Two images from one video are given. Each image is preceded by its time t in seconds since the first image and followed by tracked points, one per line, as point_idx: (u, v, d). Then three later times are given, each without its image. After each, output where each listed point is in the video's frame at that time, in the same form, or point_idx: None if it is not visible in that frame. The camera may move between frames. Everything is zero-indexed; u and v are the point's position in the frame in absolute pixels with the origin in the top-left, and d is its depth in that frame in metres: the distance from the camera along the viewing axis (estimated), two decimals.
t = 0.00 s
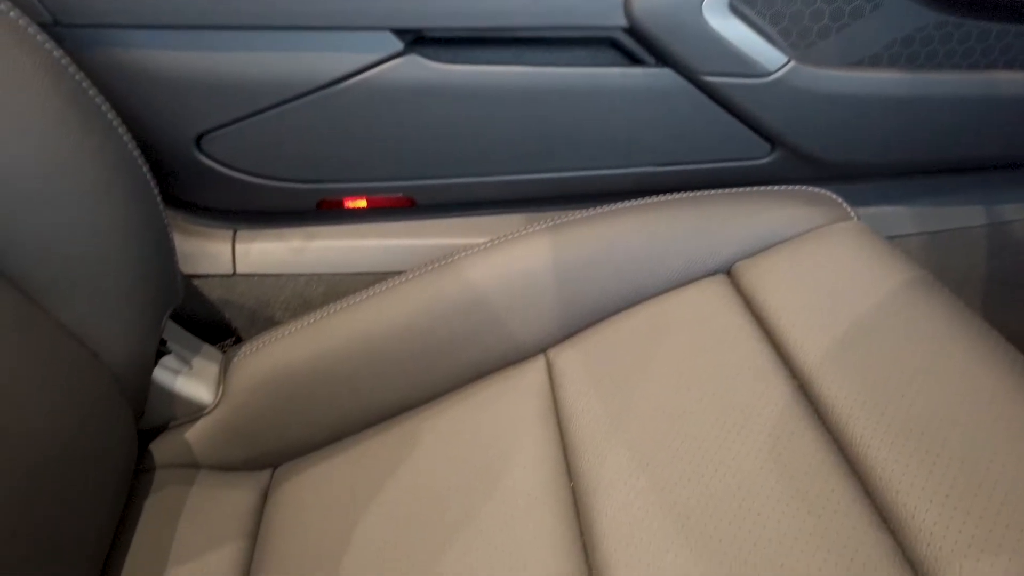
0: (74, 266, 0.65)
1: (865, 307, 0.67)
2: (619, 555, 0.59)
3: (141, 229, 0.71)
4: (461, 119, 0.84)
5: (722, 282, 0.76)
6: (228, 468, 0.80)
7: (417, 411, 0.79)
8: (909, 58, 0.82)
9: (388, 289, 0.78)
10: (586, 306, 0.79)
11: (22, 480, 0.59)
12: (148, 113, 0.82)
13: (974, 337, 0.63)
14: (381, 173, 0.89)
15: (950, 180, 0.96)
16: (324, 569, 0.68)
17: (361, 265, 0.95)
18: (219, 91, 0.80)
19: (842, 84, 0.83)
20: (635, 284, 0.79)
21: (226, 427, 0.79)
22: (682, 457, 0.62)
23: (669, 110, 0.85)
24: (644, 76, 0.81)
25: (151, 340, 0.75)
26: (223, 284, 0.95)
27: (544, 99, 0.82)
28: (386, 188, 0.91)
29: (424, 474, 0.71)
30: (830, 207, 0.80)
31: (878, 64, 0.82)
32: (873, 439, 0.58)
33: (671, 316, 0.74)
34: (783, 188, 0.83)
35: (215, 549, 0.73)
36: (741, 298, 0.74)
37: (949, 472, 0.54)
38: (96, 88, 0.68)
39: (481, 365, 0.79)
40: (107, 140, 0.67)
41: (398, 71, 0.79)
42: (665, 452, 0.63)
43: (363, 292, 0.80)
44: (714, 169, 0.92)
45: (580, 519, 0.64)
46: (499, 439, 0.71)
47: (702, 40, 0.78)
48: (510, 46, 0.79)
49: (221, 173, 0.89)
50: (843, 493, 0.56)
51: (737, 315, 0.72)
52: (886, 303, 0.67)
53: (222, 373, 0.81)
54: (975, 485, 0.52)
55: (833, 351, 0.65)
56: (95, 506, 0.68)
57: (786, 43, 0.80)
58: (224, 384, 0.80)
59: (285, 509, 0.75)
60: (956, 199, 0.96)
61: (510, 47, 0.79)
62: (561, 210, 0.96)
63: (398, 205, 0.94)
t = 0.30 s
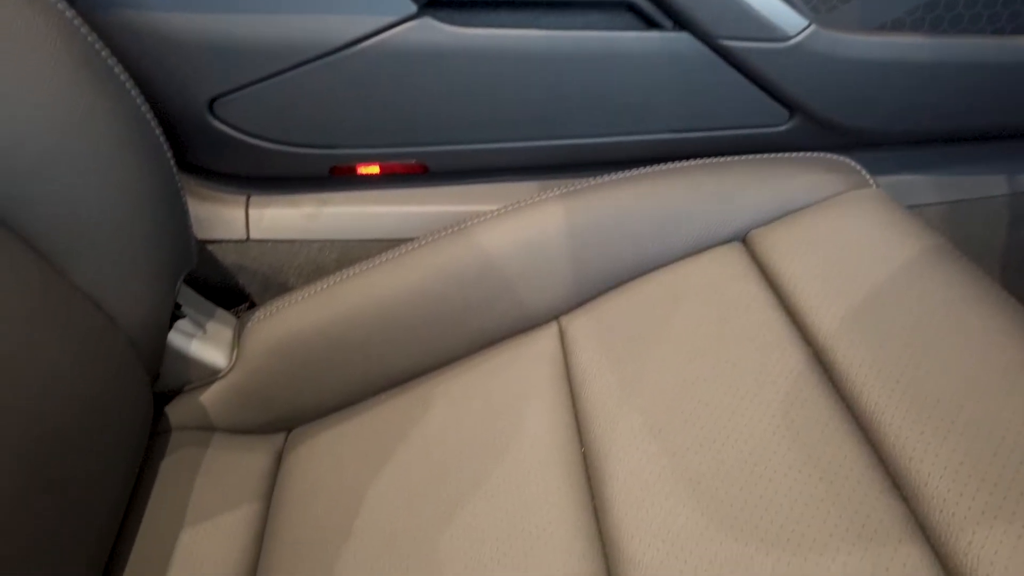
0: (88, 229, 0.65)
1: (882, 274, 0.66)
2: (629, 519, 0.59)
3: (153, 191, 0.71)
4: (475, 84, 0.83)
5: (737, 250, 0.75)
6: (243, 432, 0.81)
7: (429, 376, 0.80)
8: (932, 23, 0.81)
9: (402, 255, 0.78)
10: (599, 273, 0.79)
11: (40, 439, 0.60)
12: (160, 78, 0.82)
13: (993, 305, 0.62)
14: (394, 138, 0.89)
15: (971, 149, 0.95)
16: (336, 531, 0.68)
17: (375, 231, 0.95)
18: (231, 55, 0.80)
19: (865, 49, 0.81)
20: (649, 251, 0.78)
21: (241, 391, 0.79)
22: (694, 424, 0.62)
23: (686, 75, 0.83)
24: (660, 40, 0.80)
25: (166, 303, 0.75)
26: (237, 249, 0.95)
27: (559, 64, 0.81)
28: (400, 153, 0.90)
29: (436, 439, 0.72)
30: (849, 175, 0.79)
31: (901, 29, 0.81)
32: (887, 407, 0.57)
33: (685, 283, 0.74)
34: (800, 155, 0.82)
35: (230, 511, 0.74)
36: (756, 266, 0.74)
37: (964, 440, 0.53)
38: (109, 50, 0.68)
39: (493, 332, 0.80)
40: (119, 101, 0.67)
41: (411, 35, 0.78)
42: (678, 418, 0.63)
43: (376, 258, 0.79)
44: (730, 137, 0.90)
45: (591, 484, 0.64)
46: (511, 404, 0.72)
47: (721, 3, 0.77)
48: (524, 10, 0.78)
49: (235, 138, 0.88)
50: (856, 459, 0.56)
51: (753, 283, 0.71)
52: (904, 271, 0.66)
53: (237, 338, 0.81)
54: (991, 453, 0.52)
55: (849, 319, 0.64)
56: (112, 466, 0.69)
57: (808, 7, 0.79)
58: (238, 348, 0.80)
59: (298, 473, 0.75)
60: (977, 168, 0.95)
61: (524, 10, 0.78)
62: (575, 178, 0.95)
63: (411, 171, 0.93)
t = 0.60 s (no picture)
0: (101, 186, 0.65)
1: (902, 235, 0.65)
2: (640, 478, 0.59)
3: (166, 150, 0.70)
4: (490, 42, 0.81)
5: (755, 212, 0.74)
6: (255, 389, 0.82)
7: (441, 336, 0.80)
8: None
9: (415, 215, 0.78)
10: (613, 235, 0.78)
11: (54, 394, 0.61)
12: (169, 35, 0.80)
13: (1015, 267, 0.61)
14: (407, 97, 0.87)
15: (996, 110, 0.93)
16: (348, 487, 0.69)
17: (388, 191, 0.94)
18: (241, 11, 0.78)
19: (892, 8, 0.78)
20: (664, 212, 0.77)
21: (253, 349, 0.79)
22: (707, 385, 0.62)
23: (706, 32, 0.81)
24: None
25: (179, 259, 0.75)
26: (249, 209, 0.95)
27: (575, 21, 0.79)
28: (413, 113, 0.89)
29: (447, 398, 0.72)
30: (871, 136, 0.77)
31: None
32: (904, 369, 0.56)
33: (701, 245, 0.73)
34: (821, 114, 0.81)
35: (243, 468, 0.75)
36: (774, 227, 0.72)
37: (982, 403, 0.52)
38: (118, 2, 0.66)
39: (505, 292, 0.79)
40: (131, 58, 0.66)
41: None
42: (690, 380, 0.62)
43: (389, 218, 0.79)
44: (750, 97, 0.89)
45: (603, 444, 0.64)
46: (522, 364, 0.71)
47: None
48: None
49: (247, 96, 0.88)
50: (871, 421, 0.55)
51: (769, 244, 0.70)
52: (925, 232, 0.65)
53: (247, 296, 0.81)
54: (1009, 415, 0.51)
55: (867, 281, 0.63)
56: (125, 422, 0.69)
57: None
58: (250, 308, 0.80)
59: (310, 432, 0.76)
60: (1002, 129, 0.93)
61: None
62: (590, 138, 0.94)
63: (424, 131, 0.92)
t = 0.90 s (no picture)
0: (115, 151, 0.65)
1: (918, 203, 0.64)
2: (651, 445, 0.59)
3: (183, 120, 0.71)
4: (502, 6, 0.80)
5: (770, 180, 0.73)
6: (267, 354, 0.82)
7: (452, 304, 0.80)
8: None
9: (426, 182, 0.77)
10: (626, 203, 0.77)
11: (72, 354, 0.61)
12: None
13: None
14: (419, 63, 0.87)
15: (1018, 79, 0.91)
16: (359, 451, 0.69)
17: (400, 160, 0.93)
18: None
19: None
20: (678, 181, 0.76)
21: (265, 315, 0.80)
22: (718, 353, 0.61)
23: None
24: None
25: (191, 225, 0.75)
26: (261, 175, 0.94)
27: None
28: (425, 80, 0.89)
29: (458, 365, 0.72)
30: (891, 104, 0.76)
31: None
32: (919, 339, 0.56)
33: (715, 213, 0.72)
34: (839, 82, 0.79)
35: (255, 431, 0.76)
36: (789, 196, 0.72)
37: (996, 372, 0.52)
38: None
39: (515, 260, 0.79)
40: (148, 19, 0.65)
41: None
42: (702, 347, 0.62)
43: (400, 186, 0.78)
44: (766, 65, 0.87)
45: (614, 411, 0.64)
46: (534, 332, 0.71)
47: None
48: None
49: (257, 62, 0.87)
50: (884, 389, 0.55)
51: (784, 212, 0.69)
52: (943, 201, 0.64)
53: (259, 261, 0.81)
54: None
55: (883, 249, 0.62)
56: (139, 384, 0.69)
57: None
58: (262, 274, 0.80)
59: (322, 397, 0.76)
60: None
61: None
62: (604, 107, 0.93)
63: (436, 98, 0.92)
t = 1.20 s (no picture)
0: (121, 113, 0.65)
1: (932, 167, 0.63)
2: (658, 408, 0.59)
3: (190, 81, 0.70)
4: None
5: (782, 145, 0.72)
6: (275, 320, 0.83)
7: (461, 269, 0.80)
8: None
9: (435, 147, 0.77)
10: (637, 168, 0.77)
11: (82, 314, 0.61)
12: None
13: None
14: (428, 25, 0.86)
15: None
16: (367, 414, 0.70)
17: (407, 125, 0.93)
18: None
19: None
20: (689, 145, 0.76)
21: (273, 279, 0.80)
22: (728, 317, 0.61)
23: None
24: None
25: (201, 188, 0.75)
26: (269, 139, 0.95)
27: None
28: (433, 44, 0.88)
29: (467, 329, 0.72)
30: (907, 67, 0.74)
31: None
32: (931, 304, 0.55)
33: (725, 179, 0.72)
34: (855, 45, 0.78)
35: (264, 395, 0.76)
36: (801, 161, 0.71)
37: (1008, 337, 0.51)
38: None
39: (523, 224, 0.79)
40: None
41: None
42: (710, 311, 0.62)
43: (410, 150, 0.78)
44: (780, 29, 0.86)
45: (621, 376, 0.64)
46: (542, 297, 0.71)
47: None
48: None
49: (264, 25, 0.86)
50: (893, 354, 0.55)
51: (795, 177, 0.68)
52: (958, 166, 0.63)
53: (268, 225, 0.81)
54: None
55: (896, 213, 0.62)
56: (150, 347, 0.70)
57: None
58: (270, 239, 0.80)
59: (331, 361, 0.77)
60: None
61: None
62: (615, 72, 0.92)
63: (445, 62, 0.90)
